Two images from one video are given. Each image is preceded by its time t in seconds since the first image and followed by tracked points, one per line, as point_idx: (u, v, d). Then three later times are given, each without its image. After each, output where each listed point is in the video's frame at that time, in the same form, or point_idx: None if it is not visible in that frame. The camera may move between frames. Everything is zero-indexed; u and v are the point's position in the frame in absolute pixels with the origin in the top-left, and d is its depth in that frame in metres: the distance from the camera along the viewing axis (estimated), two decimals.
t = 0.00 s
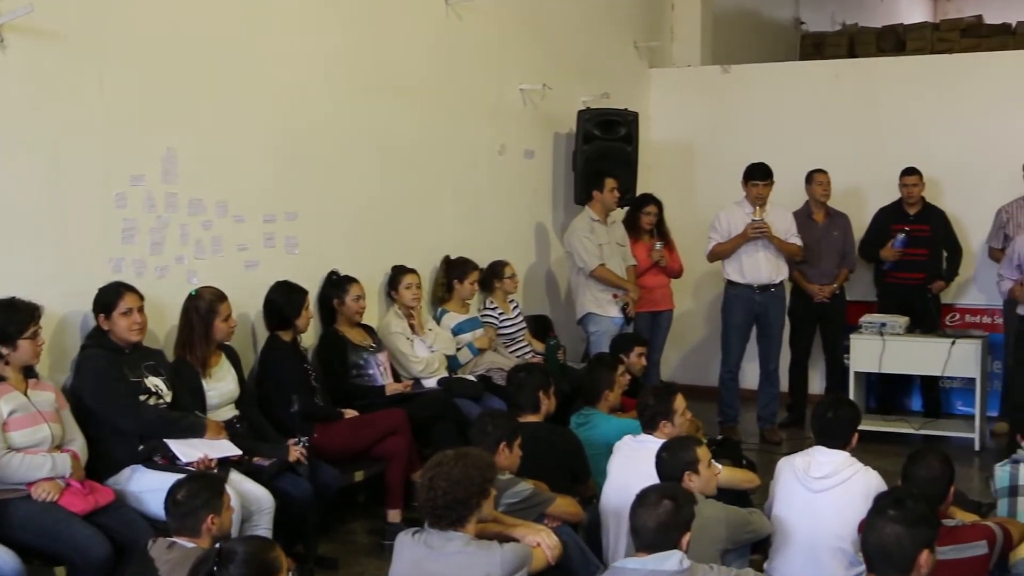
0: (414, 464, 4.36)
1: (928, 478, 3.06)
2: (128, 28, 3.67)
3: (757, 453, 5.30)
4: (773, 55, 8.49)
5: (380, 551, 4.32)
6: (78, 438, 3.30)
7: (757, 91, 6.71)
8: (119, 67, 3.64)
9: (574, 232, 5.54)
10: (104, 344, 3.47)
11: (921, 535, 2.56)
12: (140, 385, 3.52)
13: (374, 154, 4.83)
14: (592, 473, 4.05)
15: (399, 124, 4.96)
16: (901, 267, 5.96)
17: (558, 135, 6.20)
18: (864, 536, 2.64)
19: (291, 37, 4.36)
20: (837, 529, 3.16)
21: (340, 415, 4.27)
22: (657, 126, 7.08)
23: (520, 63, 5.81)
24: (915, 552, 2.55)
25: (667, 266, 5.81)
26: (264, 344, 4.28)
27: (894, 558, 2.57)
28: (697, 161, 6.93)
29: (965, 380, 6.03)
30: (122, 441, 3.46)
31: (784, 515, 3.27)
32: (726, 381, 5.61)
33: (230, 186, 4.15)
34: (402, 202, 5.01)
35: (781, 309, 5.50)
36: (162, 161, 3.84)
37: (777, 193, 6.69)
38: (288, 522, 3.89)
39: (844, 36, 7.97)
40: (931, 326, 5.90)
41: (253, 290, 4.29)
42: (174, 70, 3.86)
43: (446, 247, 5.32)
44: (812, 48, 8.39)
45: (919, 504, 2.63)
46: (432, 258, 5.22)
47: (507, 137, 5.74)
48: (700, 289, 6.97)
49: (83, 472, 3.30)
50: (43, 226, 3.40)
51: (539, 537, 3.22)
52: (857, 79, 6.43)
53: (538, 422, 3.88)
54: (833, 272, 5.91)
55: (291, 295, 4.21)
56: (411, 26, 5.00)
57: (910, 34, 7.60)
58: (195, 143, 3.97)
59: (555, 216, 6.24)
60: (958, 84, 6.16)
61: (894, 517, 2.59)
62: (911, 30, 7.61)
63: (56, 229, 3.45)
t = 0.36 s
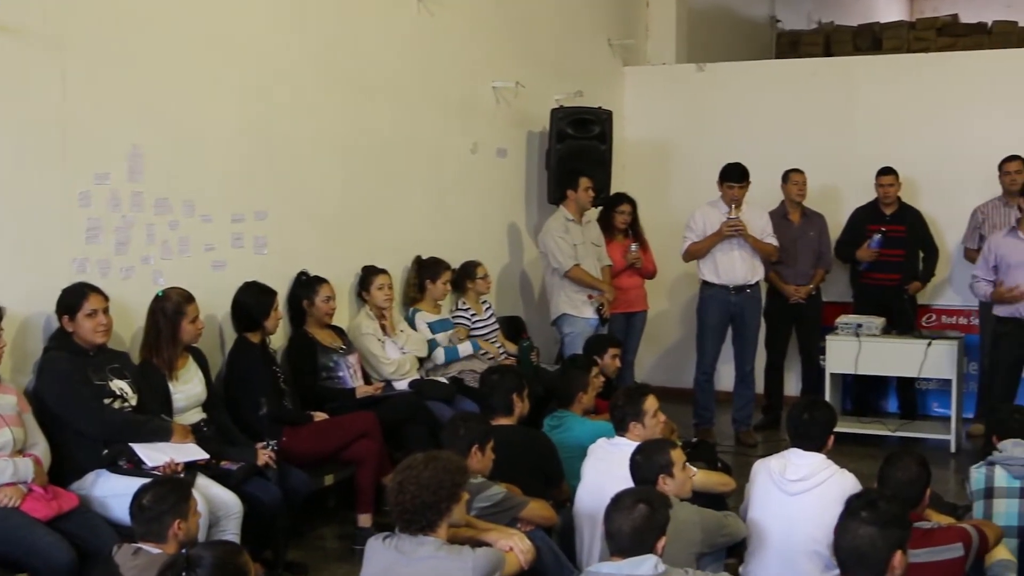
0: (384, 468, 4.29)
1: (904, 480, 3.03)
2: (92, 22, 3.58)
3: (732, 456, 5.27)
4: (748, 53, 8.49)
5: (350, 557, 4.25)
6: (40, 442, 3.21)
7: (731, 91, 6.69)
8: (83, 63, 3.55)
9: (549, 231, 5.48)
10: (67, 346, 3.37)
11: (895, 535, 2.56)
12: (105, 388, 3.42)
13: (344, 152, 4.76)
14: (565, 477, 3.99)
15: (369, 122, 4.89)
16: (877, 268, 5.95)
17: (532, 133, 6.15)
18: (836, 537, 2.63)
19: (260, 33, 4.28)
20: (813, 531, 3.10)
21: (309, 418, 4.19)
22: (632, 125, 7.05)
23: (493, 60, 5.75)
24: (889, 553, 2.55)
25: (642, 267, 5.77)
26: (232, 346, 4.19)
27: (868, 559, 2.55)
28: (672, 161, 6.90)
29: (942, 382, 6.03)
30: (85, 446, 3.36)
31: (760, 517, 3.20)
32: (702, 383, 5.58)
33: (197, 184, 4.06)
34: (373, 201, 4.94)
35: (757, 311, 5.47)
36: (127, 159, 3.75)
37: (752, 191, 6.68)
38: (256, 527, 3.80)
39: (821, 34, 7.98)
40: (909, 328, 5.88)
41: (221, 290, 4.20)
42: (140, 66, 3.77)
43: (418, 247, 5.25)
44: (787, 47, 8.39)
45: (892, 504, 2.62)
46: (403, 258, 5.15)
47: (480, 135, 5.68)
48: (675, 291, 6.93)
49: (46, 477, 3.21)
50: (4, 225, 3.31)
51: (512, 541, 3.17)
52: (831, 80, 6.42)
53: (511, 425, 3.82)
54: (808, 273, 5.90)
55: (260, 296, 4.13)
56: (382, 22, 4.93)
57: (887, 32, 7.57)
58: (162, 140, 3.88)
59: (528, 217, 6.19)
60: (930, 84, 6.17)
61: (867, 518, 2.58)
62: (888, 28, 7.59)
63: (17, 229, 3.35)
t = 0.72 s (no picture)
0: (356, 471, 4.22)
1: (881, 482, 2.99)
2: (57, 16, 3.48)
3: (709, 458, 5.24)
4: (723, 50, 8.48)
5: (321, 562, 4.17)
6: (3, 446, 3.12)
7: (706, 89, 6.67)
8: (48, 58, 3.46)
9: (526, 229, 5.46)
10: (31, 347, 3.28)
11: (864, 537, 2.55)
12: (70, 391, 3.33)
13: (315, 150, 4.69)
14: (539, 480, 3.94)
15: (340, 118, 4.82)
16: (854, 268, 5.95)
17: (506, 131, 6.09)
18: (804, 541, 2.62)
19: (229, 27, 4.20)
20: (790, 534, 3.05)
21: (279, 421, 4.11)
22: (607, 123, 7.01)
23: (467, 57, 5.69)
24: (857, 555, 2.54)
25: (618, 268, 5.72)
26: (201, 347, 4.10)
27: (839, 561, 2.54)
28: (647, 160, 6.87)
29: (918, 383, 6.03)
30: (50, 449, 3.27)
31: (736, 521, 3.15)
32: (678, 385, 5.54)
33: (165, 182, 3.97)
34: (345, 199, 4.87)
35: (734, 311, 5.44)
36: (93, 157, 3.66)
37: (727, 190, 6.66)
38: (225, 530, 3.72)
39: (797, 33, 7.98)
40: (886, 329, 5.88)
41: (189, 291, 4.11)
42: (107, 61, 3.68)
43: (391, 246, 5.18)
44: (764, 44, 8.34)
45: (859, 505, 2.60)
46: (375, 258, 5.08)
47: (453, 133, 5.62)
48: (651, 292, 6.90)
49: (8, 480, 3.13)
50: None
51: (485, 545, 3.12)
52: (806, 79, 6.41)
53: (484, 428, 3.76)
54: (785, 274, 5.90)
55: (229, 297, 4.04)
56: (354, 17, 4.86)
57: (864, 30, 7.57)
58: (130, 137, 3.79)
59: (502, 216, 6.13)
60: (905, 84, 6.18)
61: (836, 520, 2.56)
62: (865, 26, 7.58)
63: None
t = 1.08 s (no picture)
0: (330, 473, 4.15)
1: (861, 483, 2.96)
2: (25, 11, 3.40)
3: (688, 461, 5.21)
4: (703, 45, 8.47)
5: (295, 567, 4.09)
6: None
7: (685, 88, 6.65)
8: (14, 53, 3.37)
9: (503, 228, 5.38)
10: None
11: (836, 541, 2.50)
12: (37, 393, 3.25)
13: (288, 146, 4.61)
14: (516, 482, 3.89)
15: (314, 115, 4.75)
16: (834, 268, 5.93)
17: (482, 129, 6.04)
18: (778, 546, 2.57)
19: (200, 23, 4.12)
20: (769, 536, 3.00)
21: (252, 423, 4.04)
22: (585, 121, 6.97)
23: (443, 53, 5.63)
24: (831, 560, 2.49)
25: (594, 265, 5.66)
26: (172, 348, 4.02)
27: (813, 566, 2.50)
28: (625, 158, 6.84)
29: (898, 384, 6.03)
30: (16, 453, 3.18)
31: (714, 524, 3.10)
32: (656, 386, 5.50)
33: (136, 180, 3.88)
34: (319, 198, 4.80)
35: (713, 311, 5.41)
36: (61, 154, 3.57)
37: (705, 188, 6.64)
38: (196, 535, 3.65)
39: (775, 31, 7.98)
40: (866, 328, 5.86)
41: (160, 291, 4.03)
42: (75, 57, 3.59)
43: (366, 245, 5.12)
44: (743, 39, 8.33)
45: (831, 508, 2.55)
46: (350, 258, 5.01)
47: (428, 131, 5.55)
48: (630, 292, 6.87)
49: None
50: None
51: (461, 549, 3.06)
52: (785, 77, 6.40)
53: (460, 430, 3.70)
54: (764, 273, 5.88)
55: (201, 297, 3.96)
56: (327, 11, 4.79)
57: (844, 27, 7.58)
58: (99, 135, 3.71)
59: (479, 215, 6.07)
60: (882, 84, 6.18)
61: (807, 524, 2.52)
62: (846, 23, 7.59)
63: None
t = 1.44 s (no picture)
0: (299, 475, 4.08)
1: (838, 484, 2.91)
2: None
3: (663, 462, 5.18)
4: (675, 41, 8.41)
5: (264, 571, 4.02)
6: None
7: (658, 85, 6.62)
8: None
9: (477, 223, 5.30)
10: None
11: (817, 535, 2.48)
12: None
13: (256, 142, 4.53)
14: (489, 483, 3.84)
15: (282, 110, 4.67)
16: (810, 266, 5.92)
17: (453, 126, 5.98)
18: (757, 543, 2.54)
19: (166, 15, 4.02)
20: (745, 537, 2.96)
21: (220, 425, 3.96)
22: (557, 118, 6.93)
23: (413, 49, 5.56)
24: (810, 556, 2.47)
25: (565, 260, 5.65)
26: (138, 349, 3.93)
27: (794, 562, 2.46)
28: (598, 155, 6.80)
29: (875, 383, 6.03)
30: None
31: (690, 526, 3.05)
32: (631, 386, 5.46)
33: (101, 177, 3.79)
34: (287, 195, 4.72)
35: (687, 310, 5.38)
36: (23, 151, 3.48)
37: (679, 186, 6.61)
38: (164, 539, 3.56)
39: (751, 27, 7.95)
40: (841, 326, 5.86)
41: (125, 291, 3.94)
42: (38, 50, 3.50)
43: (336, 243, 5.04)
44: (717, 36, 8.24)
45: (809, 503, 2.54)
46: (319, 256, 4.93)
47: (399, 127, 5.49)
48: (603, 290, 6.83)
49: None
50: None
51: (433, 552, 3.01)
52: (757, 75, 6.38)
53: (432, 431, 3.64)
54: (740, 272, 5.85)
55: (168, 296, 3.88)
56: (295, 5, 4.71)
57: (819, 23, 7.53)
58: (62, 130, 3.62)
59: (450, 213, 6.01)
60: (855, 82, 6.18)
61: (787, 520, 2.50)
62: (820, 20, 7.54)
63: None
